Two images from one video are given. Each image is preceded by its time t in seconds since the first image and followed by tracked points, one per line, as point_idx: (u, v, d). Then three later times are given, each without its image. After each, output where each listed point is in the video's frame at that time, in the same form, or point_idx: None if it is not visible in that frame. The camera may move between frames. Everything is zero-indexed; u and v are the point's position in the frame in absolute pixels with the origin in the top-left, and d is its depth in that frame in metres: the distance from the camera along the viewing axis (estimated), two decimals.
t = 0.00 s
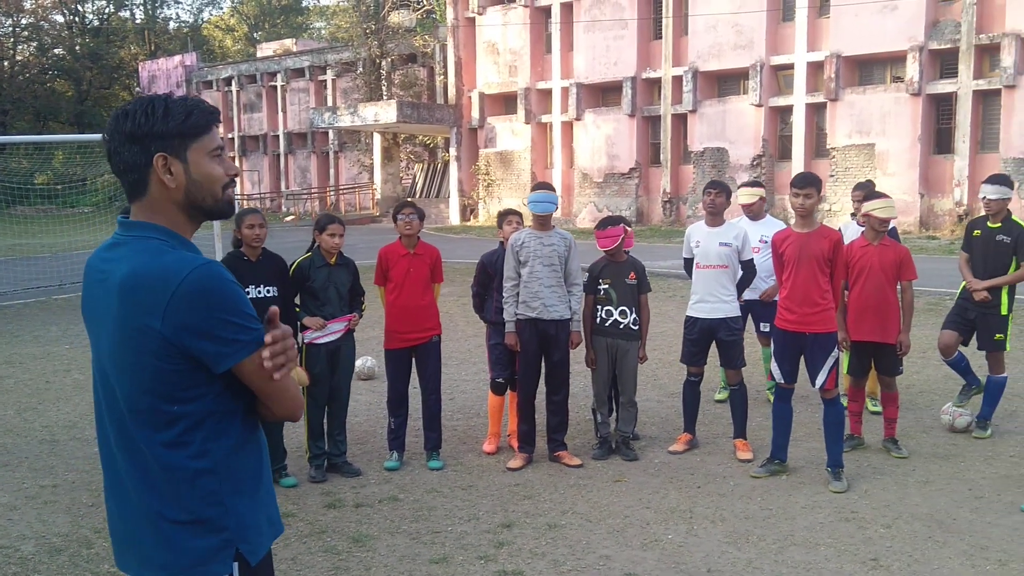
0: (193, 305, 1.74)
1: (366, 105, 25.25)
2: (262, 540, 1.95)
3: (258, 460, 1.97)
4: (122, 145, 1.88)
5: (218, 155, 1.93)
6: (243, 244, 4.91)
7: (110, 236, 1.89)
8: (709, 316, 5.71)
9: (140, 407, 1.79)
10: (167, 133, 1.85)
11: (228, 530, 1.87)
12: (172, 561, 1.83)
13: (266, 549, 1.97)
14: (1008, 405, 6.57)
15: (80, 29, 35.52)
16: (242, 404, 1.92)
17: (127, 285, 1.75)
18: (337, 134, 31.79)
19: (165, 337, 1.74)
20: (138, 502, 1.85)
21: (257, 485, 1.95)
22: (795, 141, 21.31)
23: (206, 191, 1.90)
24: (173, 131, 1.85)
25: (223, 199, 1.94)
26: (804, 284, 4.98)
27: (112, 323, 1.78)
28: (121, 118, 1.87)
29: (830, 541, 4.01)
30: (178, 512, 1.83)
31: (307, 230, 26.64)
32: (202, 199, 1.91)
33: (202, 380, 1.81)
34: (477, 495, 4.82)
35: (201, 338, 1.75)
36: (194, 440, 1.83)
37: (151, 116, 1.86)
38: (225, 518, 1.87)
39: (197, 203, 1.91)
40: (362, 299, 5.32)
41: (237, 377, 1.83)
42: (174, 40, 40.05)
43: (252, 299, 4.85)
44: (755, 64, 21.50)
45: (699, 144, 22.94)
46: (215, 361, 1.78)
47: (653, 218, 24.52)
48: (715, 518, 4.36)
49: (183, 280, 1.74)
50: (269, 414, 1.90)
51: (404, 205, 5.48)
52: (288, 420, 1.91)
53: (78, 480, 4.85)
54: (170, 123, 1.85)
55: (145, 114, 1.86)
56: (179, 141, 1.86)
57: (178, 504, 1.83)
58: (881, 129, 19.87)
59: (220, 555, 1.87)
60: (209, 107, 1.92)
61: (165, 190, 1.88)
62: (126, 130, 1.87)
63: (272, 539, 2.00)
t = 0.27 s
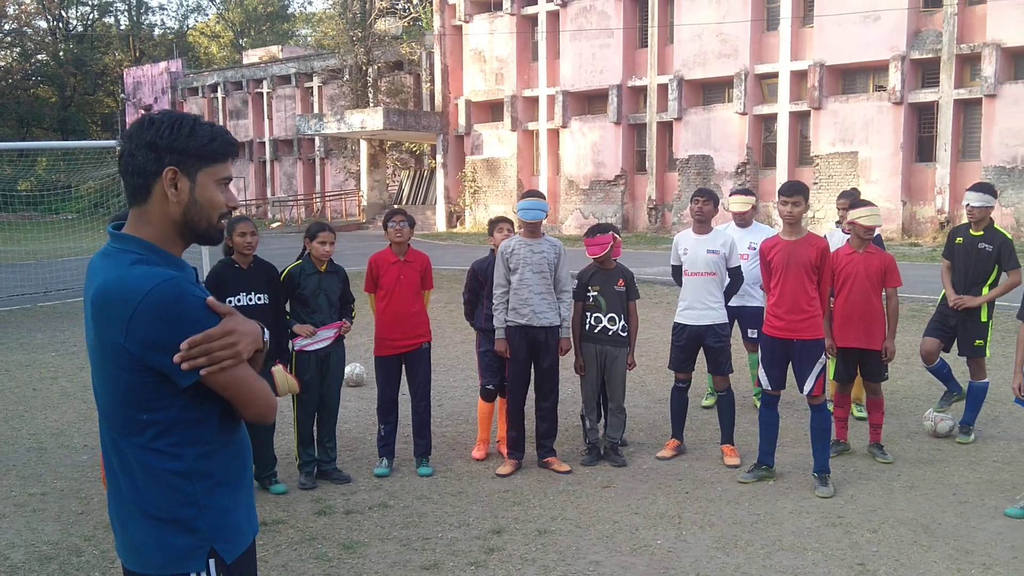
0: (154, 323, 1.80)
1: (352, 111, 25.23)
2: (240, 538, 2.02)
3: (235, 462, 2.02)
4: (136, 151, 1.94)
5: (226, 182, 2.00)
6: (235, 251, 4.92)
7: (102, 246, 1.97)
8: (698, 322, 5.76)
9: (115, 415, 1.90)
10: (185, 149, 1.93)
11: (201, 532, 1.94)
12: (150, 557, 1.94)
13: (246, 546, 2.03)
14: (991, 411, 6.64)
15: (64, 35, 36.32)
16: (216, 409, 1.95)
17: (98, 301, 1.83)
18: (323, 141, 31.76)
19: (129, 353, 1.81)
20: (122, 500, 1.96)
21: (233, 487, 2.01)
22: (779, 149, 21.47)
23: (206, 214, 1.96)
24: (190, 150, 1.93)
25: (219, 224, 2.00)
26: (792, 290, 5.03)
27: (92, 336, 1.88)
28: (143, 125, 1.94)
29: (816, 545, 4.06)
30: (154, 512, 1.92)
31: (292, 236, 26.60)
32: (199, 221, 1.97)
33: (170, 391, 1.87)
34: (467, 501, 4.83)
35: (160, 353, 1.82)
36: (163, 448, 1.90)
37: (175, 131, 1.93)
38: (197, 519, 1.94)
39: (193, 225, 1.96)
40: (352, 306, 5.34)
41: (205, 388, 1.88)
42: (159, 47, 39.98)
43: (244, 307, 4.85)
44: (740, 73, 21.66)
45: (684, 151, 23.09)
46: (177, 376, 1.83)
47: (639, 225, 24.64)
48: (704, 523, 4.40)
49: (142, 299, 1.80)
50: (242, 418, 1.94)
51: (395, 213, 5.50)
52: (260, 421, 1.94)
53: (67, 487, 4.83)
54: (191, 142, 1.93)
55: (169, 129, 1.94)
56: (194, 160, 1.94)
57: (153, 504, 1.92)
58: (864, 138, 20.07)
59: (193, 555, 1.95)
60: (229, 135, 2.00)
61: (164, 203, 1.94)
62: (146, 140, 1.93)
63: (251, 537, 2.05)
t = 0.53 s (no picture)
0: (116, 340, 1.87)
1: (346, 117, 25.24)
2: (203, 542, 2.07)
3: (202, 465, 2.07)
4: (146, 165, 2.01)
5: (231, 201, 2.08)
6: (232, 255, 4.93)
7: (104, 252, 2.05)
8: (691, 328, 5.79)
9: (89, 417, 2.00)
10: (195, 167, 2.00)
11: (160, 533, 2.02)
12: (116, 549, 2.04)
13: (210, 547, 2.09)
14: (983, 418, 6.68)
15: (57, 40, 36.52)
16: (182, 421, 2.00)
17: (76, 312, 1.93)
18: (317, 146, 31.75)
19: (94, 364, 1.90)
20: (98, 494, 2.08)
21: (198, 490, 2.06)
22: (772, 156, 21.57)
23: (210, 230, 2.03)
24: (199, 169, 2.00)
25: (222, 240, 2.06)
26: (786, 297, 5.07)
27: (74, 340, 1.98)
28: (154, 140, 2.01)
29: (810, 550, 4.09)
30: (118, 509, 2.02)
31: (284, 242, 26.54)
32: (204, 237, 2.03)
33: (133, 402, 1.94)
34: (462, 506, 4.85)
35: (121, 370, 1.89)
36: (124, 453, 1.98)
37: (185, 149, 2.01)
38: (155, 523, 2.01)
39: (197, 239, 2.03)
40: (347, 311, 5.35)
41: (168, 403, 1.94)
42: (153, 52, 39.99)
43: (239, 311, 4.85)
44: (733, 80, 21.78)
45: (677, 158, 23.16)
46: (136, 393, 1.91)
47: (633, 232, 24.70)
48: (698, 528, 4.42)
49: (106, 317, 1.87)
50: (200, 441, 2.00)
51: (391, 218, 5.52)
52: (218, 448, 2.01)
53: (60, 492, 4.83)
54: (200, 159, 2.01)
55: (181, 146, 2.01)
56: (202, 178, 2.00)
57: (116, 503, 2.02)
58: (857, 145, 20.18)
59: (152, 554, 2.03)
60: (238, 155, 2.07)
61: (171, 217, 2.00)
62: (157, 154, 2.00)
63: (217, 538, 2.10)
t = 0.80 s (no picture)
0: (115, 340, 1.87)
1: (345, 117, 25.23)
2: (179, 541, 2.07)
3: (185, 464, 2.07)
4: (161, 174, 2.01)
5: (245, 208, 2.08)
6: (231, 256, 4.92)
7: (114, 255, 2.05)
8: (690, 330, 5.79)
9: (77, 409, 2.00)
10: (210, 176, 2.00)
11: (136, 530, 2.01)
12: (92, 542, 2.03)
13: (185, 546, 2.09)
14: (982, 420, 6.68)
15: (57, 39, 36.46)
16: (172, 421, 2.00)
17: (78, 308, 1.93)
18: (316, 147, 31.73)
19: (90, 359, 1.90)
20: (77, 484, 2.07)
21: (178, 489, 2.06)
22: (771, 157, 21.58)
23: (225, 237, 2.04)
24: (215, 177, 2.00)
25: (235, 248, 2.07)
26: (788, 299, 5.07)
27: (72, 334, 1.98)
28: (169, 150, 2.01)
29: (808, 552, 4.08)
30: (97, 503, 2.02)
31: (283, 242, 26.51)
32: (219, 243, 2.04)
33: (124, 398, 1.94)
34: (460, 507, 4.85)
35: (116, 370, 1.89)
36: (109, 448, 1.98)
37: (201, 159, 2.01)
38: (133, 518, 2.01)
39: (212, 247, 2.03)
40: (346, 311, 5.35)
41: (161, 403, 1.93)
42: (152, 51, 40.01)
43: (238, 311, 4.85)
44: (732, 82, 21.80)
45: (676, 160, 23.19)
46: (128, 393, 1.90)
47: (631, 233, 24.71)
48: (696, 529, 4.42)
49: (108, 317, 1.87)
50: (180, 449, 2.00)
51: (390, 219, 5.52)
52: (197, 458, 2.01)
53: (58, 491, 4.82)
54: (217, 169, 2.01)
55: (195, 156, 2.01)
56: (216, 187, 2.01)
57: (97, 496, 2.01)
58: (856, 147, 20.19)
59: (128, 549, 2.01)
60: (252, 163, 2.08)
61: (186, 225, 2.00)
62: (173, 164, 2.00)
63: (192, 536, 2.10)
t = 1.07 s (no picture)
0: (111, 329, 1.87)
1: (346, 117, 25.21)
2: (178, 534, 2.08)
3: (185, 456, 2.09)
4: (137, 166, 2.00)
5: (222, 195, 2.08)
6: (230, 255, 4.93)
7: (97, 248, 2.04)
8: (689, 329, 5.79)
9: (73, 405, 2.00)
10: (186, 165, 2.00)
11: (136, 523, 2.01)
12: (91, 538, 2.03)
13: (185, 539, 2.10)
14: (980, 420, 6.68)
15: (58, 39, 36.38)
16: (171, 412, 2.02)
17: (69, 302, 1.93)
18: (316, 146, 31.72)
19: (87, 351, 1.91)
20: (73, 483, 2.06)
21: (178, 482, 2.07)
22: (771, 156, 21.58)
23: (205, 223, 2.04)
24: (191, 166, 2.01)
25: (215, 233, 2.07)
26: (785, 297, 5.07)
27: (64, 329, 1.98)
28: (142, 140, 2.00)
29: (807, 551, 4.09)
30: (95, 498, 2.02)
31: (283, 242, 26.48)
32: (199, 230, 2.04)
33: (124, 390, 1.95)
34: (459, 506, 4.85)
35: (114, 360, 1.90)
36: (109, 442, 1.98)
37: (175, 148, 2.00)
38: (133, 511, 2.01)
39: (193, 234, 2.03)
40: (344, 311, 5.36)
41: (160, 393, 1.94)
42: (152, 51, 40.02)
43: (237, 311, 4.85)
44: (732, 81, 21.79)
45: (676, 159, 23.19)
46: (128, 382, 1.90)
47: (631, 232, 24.71)
48: (694, 528, 4.42)
49: (104, 306, 1.88)
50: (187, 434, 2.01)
51: (390, 218, 5.52)
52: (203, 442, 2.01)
53: (58, 491, 4.83)
54: (191, 158, 2.01)
55: (171, 146, 2.00)
56: (193, 176, 2.01)
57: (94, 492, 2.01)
58: (856, 146, 20.19)
59: (129, 543, 2.02)
60: (225, 148, 2.08)
61: (167, 215, 2.01)
62: (147, 155, 1.99)
63: (192, 530, 2.11)
